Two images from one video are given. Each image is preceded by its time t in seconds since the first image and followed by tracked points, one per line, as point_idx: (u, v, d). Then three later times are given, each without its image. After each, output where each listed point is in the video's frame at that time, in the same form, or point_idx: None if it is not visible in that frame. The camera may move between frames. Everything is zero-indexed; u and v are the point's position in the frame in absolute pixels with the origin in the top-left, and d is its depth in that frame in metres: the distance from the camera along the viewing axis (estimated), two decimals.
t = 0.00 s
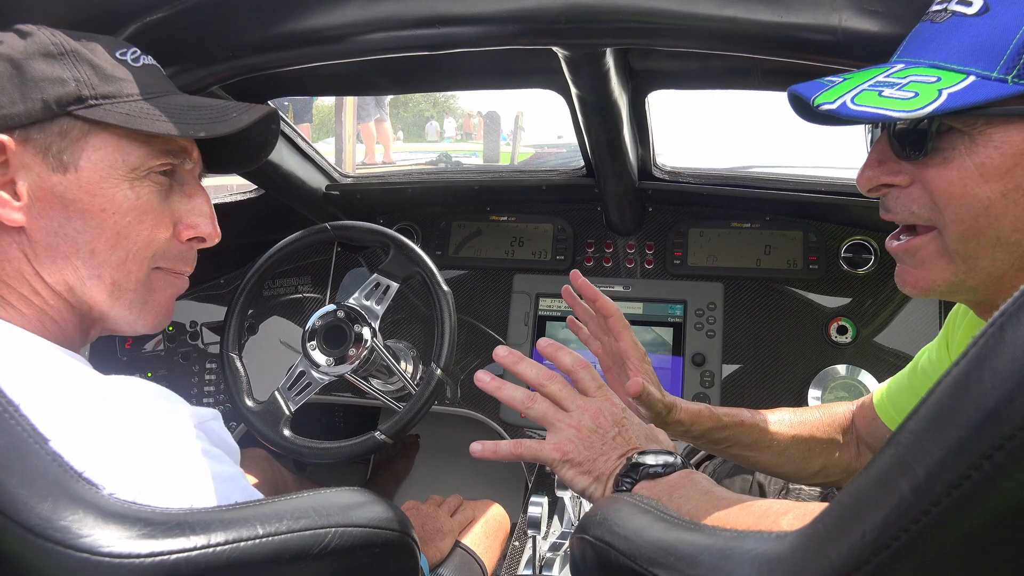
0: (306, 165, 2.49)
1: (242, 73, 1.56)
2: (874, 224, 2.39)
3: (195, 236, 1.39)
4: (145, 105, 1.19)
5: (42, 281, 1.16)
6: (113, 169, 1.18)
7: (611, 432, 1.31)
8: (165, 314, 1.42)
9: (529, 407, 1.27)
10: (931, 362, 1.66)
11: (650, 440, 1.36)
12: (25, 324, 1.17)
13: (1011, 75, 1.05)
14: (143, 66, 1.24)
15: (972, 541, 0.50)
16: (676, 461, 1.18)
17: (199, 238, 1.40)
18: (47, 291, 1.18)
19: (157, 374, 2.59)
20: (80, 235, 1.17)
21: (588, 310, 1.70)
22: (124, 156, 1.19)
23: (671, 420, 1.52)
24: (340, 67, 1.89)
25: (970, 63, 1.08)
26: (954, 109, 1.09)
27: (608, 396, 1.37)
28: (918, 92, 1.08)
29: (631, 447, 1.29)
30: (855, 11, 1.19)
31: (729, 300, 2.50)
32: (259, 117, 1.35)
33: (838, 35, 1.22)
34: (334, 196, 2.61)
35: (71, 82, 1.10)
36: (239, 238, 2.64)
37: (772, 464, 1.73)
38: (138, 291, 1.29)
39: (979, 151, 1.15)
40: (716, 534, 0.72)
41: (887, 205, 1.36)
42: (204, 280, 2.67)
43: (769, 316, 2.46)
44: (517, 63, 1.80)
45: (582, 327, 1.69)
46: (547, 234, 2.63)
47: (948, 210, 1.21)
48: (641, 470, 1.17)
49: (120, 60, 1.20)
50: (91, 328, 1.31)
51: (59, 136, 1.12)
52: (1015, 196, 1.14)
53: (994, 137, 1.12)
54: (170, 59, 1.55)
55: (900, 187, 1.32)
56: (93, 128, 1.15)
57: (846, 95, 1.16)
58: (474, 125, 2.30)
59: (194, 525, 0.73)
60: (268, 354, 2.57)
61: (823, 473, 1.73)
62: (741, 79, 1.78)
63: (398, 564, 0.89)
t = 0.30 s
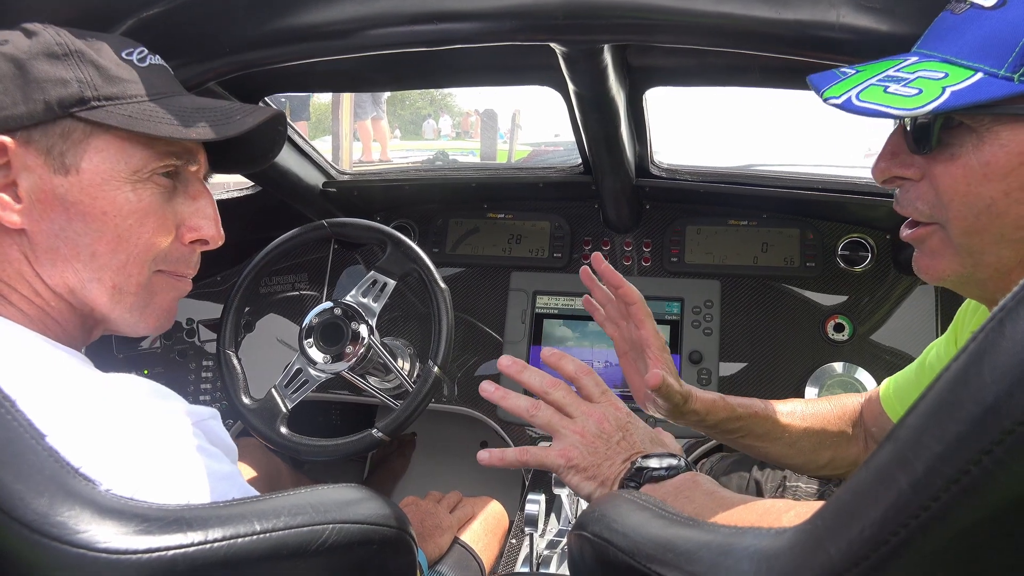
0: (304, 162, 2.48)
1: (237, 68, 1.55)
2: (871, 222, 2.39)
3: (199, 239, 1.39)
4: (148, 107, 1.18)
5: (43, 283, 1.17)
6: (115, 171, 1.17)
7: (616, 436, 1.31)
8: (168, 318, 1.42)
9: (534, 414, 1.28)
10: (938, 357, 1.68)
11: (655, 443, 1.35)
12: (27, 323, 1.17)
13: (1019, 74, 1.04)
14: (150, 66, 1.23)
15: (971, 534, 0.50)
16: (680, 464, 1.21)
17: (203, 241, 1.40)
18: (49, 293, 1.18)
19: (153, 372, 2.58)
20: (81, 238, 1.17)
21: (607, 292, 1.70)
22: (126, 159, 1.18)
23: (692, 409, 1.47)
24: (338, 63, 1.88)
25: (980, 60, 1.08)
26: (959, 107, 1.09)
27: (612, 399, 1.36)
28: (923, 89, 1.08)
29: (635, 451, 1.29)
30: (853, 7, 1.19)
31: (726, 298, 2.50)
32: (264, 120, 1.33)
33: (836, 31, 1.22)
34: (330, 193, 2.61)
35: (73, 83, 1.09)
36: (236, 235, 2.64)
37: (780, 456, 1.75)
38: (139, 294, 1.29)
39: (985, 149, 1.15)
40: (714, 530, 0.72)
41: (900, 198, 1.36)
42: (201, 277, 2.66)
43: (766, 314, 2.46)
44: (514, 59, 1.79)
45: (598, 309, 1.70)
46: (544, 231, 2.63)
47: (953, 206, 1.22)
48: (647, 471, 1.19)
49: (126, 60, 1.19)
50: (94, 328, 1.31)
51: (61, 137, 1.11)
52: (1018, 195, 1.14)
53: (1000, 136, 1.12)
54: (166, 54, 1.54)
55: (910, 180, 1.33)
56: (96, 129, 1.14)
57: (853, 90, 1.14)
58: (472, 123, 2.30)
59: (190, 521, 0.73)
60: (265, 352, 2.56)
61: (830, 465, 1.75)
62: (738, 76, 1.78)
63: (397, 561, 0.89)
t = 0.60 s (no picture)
0: (296, 165, 2.48)
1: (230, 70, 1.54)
2: (861, 226, 2.40)
3: (194, 243, 1.37)
4: (140, 112, 1.17)
5: (36, 286, 1.17)
6: (108, 176, 1.17)
7: (671, 413, 1.30)
8: (163, 321, 1.41)
9: (613, 359, 1.36)
10: (938, 353, 1.69)
11: (707, 442, 1.32)
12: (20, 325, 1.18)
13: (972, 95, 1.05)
14: (143, 70, 1.23)
15: (961, 535, 0.49)
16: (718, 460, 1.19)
17: (197, 244, 1.38)
18: (42, 296, 1.18)
19: (143, 375, 2.57)
20: (74, 243, 1.17)
21: (672, 226, 1.74)
22: (119, 163, 1.17)
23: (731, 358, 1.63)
24: (331, 66, 1.88)
25: (941, 78, 1.09)
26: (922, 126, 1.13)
27: (690, 380, 1.34)
28: (882, 111, 1.14)
29: (681, 433, 1.27)
30: (844, 12, 1.20)
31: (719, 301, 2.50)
32: (257, 124, 1.32)
33: (828, 35, 1.23)
34: (323, 196, 2.60)
35: (66, 88, 1.09)
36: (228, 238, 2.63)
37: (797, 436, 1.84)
38: (133, 298, 1.28)
39: (948, 166, 1.17)
40: (705, 531, 0.72)
41: (886, 211, 1.39)
42: (192, 281, 2.65)
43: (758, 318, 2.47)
44: (507, 62, 1.79)
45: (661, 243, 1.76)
46: (536, 235, 2.63)
47: (923, 221, 1.25)
48: (680, 454, 1.19)
49: (119, 65, 1.19)
50: (88, 330, 1.32)
51: (54, 142, 1.10)
52: (979, 212, 1.16)
53: (961, 153, 1.14)
54: (157, 56, 1.54)
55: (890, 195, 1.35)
56: (89, 134, 1.14)
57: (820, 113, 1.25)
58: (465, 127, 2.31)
59: (179, 523, 0.72)
60: (256, 355, 2.55)
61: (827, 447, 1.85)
62: (730, 80, 1.79)
63: (387, 563, 0.89)
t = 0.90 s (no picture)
0: (297, 164, 2.48)
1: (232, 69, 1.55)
2: (862, 225, 2.41)
3: (194, 242, 1.38)
4: (138, 112, 1.17)
5: (38, 286, 1.18)
6: (109, 176, 1.17)
7: (633, 443, 1.36)
8: (164, 319, 1.42)
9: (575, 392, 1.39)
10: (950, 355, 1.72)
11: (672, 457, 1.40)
12: (22, 323, 1.19)
13: None
14: (143, 70, 1.23)
15: (955, 533, 0.50)
16: (688, 476, 1.21)
17: (197, 243, 1.39)
18: (44, 296, 1.19)
19: (146, 374, 2.58)
20: (75, 243, 1.17)
21: (655, 260, 1.78)
22: (119, 164, 1.18)
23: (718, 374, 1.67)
24: (332, 65, 1.89)
25: (998, 58, 1.03)
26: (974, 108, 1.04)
27: (640, 406, 1.41)
28: (941, 87, 1.03)
29: (647, 459, 1.34)
30: (843, 10, 1.20)
31: (720, 299, 2.51)
32: (257, 124, 1.33)
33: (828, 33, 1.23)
34: (324, 195, 2.61)
35: (67, 89, 1.10)
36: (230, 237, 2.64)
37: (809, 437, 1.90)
38: (134, 297, 1.29)
39: (998, 152, 1.14)
40: (702, 529, 0.72)
41: (898, 201, 1.38)
42: (194, 280, 2.66)
43: (759, 316, 2.47)
44: (508, 62, 1.80)
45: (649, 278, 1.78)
46: (537, 234, 2.64)
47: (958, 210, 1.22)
48: (654, 478, 1.20)
49: (119, 65, 1.19)
50: (90, 329, 1.33)
51: (55, 143, 1.11)
52: None
53: (1016, 136, 1.11)
54: (158, 55, 1.54)
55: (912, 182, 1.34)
56: (89, 135, 1.14)
57: (866, 85, 1.09)
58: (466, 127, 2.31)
59: (181, 521, 0.73)
60: (258, 354, 2.56)
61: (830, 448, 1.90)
62: (731, 79, 1.79)
63: (388, 562, 0.90)
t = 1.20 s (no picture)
0: (286, 178, 2.48)
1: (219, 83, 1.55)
2: (847, 239, 2.43)
3: (178, 254, 1.38)
4: (123, 125, 1.16)
5: (22, 300, 1.17)
6: (93, 189, 1.16)
7: (629, 457, 1.37)
8: (150, 332, 1.42)
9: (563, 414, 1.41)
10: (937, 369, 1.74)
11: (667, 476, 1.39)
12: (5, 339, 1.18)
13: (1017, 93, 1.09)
14: (126, 83, 1.22)
15: (941, 543, 0.50)
16: (682, 493, 1.22)
17: (182, 256, 1.39)
18: (28, 310, 1.18)
19: (131, 389, 2.55)
20: (59, 256, 1.16)
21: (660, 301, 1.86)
22: (103, 177, 1.17)
23: (725, 416, 1.75)
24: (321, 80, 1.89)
25: (977, 80, 1.13)
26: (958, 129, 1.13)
27: (639, 425, 1.43)
28: (922, 109, 1.13)
29: (642, 474, 1.35)
30: (827, 28, 1.21)
31: (707, 314, 2.52)
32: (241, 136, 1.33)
33: (812, 51, 1.24)
34: (312, 209, 2.60)
35: (49, 103, 1.08)
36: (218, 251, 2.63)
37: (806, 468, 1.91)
38: (118, 311, 1.28)
39: (984, 167, 1.19)
40: (691, 542, 0.72)
41: (897, 218, 1.43)
42: (181, 293, 2.65)
43: (746, 330, 2.49)
44: (496, 77, 1.81)
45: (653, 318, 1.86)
46: (525, 248, 2.65)
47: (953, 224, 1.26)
48: (646, 493, 1.21)
49: (102, 78, 1.18)
50: (76, 344, 1.32)
51: (38, 157, 1.10)
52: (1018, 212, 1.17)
53: (999, 154, 1.16)
54: (147, 69, 1.54)
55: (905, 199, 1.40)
56: (72, 148, 1.14)
57: (849, 110, 1.20)
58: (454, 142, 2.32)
59: (166, 537, 0.72)
60: (245, 369, 2.54)
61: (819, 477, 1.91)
62: (717, 95, 1.81)
63: None
